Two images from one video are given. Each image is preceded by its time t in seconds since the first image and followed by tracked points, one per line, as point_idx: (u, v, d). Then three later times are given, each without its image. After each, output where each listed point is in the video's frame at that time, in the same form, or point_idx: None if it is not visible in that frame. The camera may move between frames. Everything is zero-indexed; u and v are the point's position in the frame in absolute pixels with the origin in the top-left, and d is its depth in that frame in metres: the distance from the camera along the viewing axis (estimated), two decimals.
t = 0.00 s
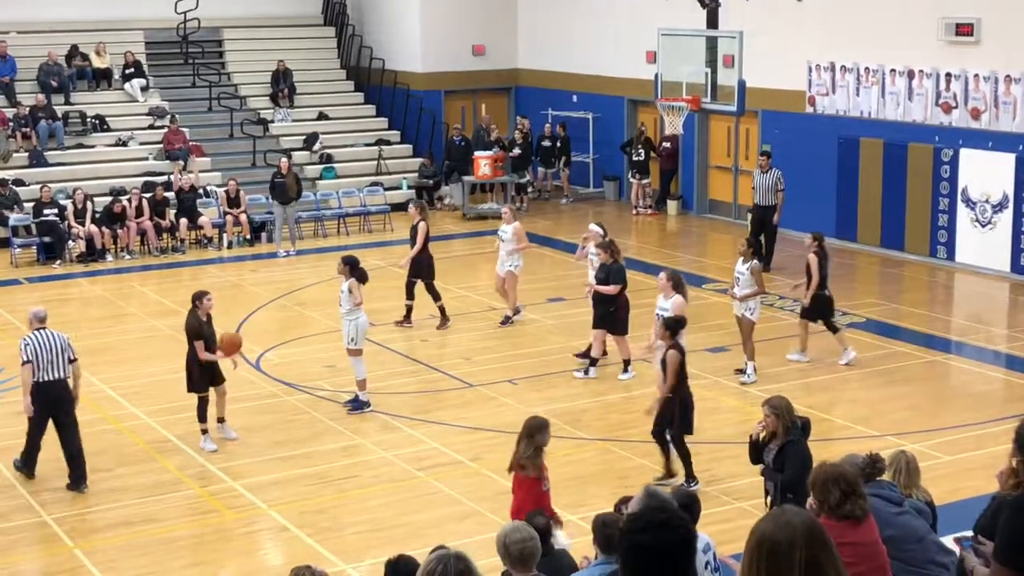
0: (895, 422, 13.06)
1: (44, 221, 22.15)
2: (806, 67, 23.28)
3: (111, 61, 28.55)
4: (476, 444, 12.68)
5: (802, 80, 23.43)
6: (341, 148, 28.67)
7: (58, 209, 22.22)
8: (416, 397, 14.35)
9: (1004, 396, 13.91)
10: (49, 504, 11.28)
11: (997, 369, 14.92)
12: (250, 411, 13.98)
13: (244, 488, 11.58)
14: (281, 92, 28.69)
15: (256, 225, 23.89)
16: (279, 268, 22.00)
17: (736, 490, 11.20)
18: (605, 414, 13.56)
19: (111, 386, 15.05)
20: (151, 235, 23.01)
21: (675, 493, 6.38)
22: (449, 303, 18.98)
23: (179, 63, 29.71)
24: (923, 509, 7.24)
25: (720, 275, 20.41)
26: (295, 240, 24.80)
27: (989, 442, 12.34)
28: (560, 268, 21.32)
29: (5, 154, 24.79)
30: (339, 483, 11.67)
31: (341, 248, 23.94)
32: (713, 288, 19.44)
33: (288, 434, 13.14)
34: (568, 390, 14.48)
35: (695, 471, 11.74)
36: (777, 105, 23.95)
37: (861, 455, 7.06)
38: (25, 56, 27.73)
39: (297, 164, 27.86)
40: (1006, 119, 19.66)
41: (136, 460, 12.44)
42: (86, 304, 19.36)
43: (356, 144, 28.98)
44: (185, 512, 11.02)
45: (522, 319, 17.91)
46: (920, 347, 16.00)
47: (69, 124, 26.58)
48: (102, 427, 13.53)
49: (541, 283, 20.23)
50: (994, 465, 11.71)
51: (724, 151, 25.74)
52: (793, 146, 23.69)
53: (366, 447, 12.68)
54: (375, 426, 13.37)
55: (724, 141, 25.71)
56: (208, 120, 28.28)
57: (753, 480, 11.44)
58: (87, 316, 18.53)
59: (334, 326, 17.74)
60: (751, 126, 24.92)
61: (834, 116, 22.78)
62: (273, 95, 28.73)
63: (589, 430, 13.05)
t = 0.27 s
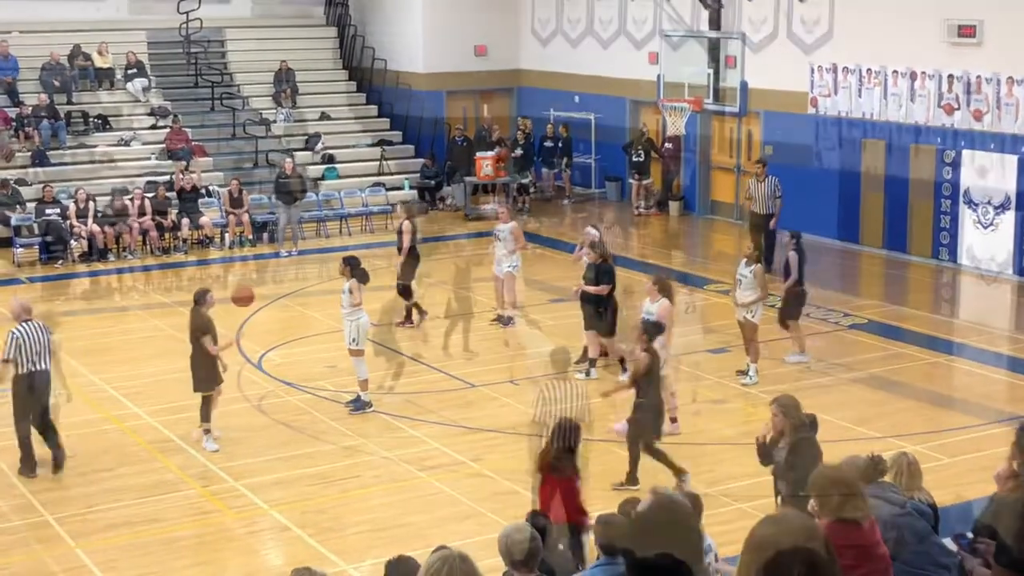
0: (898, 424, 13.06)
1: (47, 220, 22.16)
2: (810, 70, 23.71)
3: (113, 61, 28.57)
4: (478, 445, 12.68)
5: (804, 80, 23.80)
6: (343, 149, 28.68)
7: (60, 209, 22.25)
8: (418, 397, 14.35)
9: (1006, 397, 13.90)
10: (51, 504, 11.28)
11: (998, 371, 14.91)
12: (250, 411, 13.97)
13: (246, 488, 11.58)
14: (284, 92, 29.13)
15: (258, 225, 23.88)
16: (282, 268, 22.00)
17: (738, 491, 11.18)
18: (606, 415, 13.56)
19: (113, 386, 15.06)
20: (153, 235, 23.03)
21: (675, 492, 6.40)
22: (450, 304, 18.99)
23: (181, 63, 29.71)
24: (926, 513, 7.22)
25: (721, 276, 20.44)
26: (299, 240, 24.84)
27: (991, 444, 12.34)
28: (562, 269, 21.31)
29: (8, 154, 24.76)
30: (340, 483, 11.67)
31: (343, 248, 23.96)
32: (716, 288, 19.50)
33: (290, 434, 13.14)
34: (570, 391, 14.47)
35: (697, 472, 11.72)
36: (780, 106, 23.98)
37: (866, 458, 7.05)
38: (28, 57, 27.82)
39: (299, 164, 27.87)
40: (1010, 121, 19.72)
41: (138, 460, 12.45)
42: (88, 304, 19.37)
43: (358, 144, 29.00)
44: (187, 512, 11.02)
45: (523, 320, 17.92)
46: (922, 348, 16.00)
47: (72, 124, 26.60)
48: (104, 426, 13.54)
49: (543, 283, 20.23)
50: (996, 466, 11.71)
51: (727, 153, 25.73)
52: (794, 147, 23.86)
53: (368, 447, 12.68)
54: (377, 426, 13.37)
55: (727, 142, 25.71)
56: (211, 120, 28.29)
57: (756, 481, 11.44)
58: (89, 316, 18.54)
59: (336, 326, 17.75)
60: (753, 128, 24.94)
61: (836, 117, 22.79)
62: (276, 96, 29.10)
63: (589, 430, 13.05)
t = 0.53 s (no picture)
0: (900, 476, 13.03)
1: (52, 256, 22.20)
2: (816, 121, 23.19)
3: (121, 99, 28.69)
4: (478, 490, 12.66)
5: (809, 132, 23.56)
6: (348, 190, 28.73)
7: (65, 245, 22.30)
8: (420, 440, 14.33)
9: (1008, 451, 13.88)
10: (50, 541, 11.25)
11: (1001, 426, 14.89)
12: (250, 452, 13.95)
13: (247, 529, 11.54)
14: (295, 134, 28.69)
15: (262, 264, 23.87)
16: (284, 308, 22.01)
17: (740, 541, 11.15)
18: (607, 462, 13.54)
19: (114, 423, 15.06)
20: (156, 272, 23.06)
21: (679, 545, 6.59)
22: (453, 347, 19.01)
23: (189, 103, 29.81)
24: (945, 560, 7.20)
25: (724, 325, 20.46)
26: (303, 281, 24.85)
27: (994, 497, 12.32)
28: (565, 315, 21.32)
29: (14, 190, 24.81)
30: (340, 525, 11.65)
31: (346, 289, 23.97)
32: (719, 338, 19.52)
33: (290, 475, 13.12)
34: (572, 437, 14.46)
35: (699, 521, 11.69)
36: (785, 155, 24.08)
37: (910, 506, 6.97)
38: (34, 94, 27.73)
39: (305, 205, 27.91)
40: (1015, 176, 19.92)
41: (138, 499, 12.43)
42: (91, 341, 19.38)
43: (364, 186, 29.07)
44: (186, 551, 11.00)
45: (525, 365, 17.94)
46: (925, 400, 15.99)
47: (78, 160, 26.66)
48: (104, 464, 13.54)
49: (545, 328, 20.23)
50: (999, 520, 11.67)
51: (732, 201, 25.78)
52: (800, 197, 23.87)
53: (369, 490, 12.66)
54: (378, 468, 13.35)
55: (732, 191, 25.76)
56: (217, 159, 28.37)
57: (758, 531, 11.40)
58: (92, 353, 18.56)
59: (338, 368, 17.75)
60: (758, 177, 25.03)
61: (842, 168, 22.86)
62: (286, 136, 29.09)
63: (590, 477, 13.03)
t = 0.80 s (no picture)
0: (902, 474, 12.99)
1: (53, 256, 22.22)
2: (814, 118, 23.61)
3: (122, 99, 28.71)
4: (479, 489, 12.63)
5: (810, 129, 23.67)
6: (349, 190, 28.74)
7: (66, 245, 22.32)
8: (421, 439, 14.31)
9: (1011, 449, 13.85)
10: (50, 541, 11.22)
11: (1003, 424, 14.86)
12: (251, 452, 13.92)
13: (248, 529, 11.52)
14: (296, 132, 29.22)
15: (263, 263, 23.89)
16: (285, 307, 22.02)
17: (742, 539, 11.11)
18: (609, 461, 13.50)
19: (115, 423, 15.03)
20: (157, 272, 23.10)
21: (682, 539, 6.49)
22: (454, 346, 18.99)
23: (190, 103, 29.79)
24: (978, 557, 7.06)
25: (725, 322, 20.44)
26: (304, 279, 24.87)
27: (997, 496, 12.28)
28: (566, 313, 21.30)
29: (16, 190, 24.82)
30: (341, 525, 11.61)
31: (346, 288, 23.99)
32: (721, 334, 19.53)
33: (291, 475, 13.09)
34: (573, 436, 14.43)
35: (701, 519, 11.65)
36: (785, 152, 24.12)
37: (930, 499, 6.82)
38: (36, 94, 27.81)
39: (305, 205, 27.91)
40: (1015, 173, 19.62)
41: (138, 499, 12.40)
42: (92, 341, 19.38)
43: (365, 186, 29.10)
44: (186, 552, 10.96)
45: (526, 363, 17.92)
46: (927, 398, 15.96)
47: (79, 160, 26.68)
48: (104, 464, 13.51)
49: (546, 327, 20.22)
50: (1001, 518, 11.64)
51: (732, 200, 25.80)
52: (800, 195, 23.90)
53: (370, 489, 12.63)
54: (380, 468, 13.32)
55: (732, 189, 25.79)
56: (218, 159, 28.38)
57: (760, 530, 11.36)
58: (93, 353, 18.56)
59: (339, 367, 17.73)
60: (759, 176, 25.04)
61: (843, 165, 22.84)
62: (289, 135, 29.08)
63: (591, 476, 13.00)
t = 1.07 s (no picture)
0: (901, 470, 13.00)
1: (51, 256, 22.22)
2: (813, 114, 23.38)
3: (120, 98, 28.68)
4: (479, 487, 12.63)
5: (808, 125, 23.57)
6: (347, 188, 28.72)
7: (64, 245, 22.31)
8: (421, 438, 14.31)
9: (1010, 445, 13.85)
10: (50, 540, 11.22)
11: (1002, 420, 14.86)
12: (250, 450, 13.92)
13: (247, 528, 11.52)
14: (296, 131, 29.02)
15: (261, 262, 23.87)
16: (284, 306, 22.00)
17: (741, 536, 11.11)
18: (608, 458, 13.50)
19: (114, 423, 15.03)
20: (156, 271, 23.12)
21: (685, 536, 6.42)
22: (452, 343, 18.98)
23: (188, 102, 29.77)
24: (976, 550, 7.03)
25: (724, 320, 20.45)
26: (303, 278, 24.86)
27: (997, 492, 12.28)
28: (565, 311, 21.29)
29: (14, 191, 24.80)
30: (340, 523, 11.61)
31: (344, 287, 23.97)
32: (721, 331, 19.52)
33: (291, 473, 13.10)
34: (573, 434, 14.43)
35: (700, 516, 11.66)
36: (782, 149, 24.10)
37: (928, 493, 6.78)
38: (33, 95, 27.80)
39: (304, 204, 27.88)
40: (1013, 170, 19.72)
41: (138, 498, 12.40)
42: (91, 340, 19.37)
43: (363, 184, 29.09)
44: (186, 550, 10.96)
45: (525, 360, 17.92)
46: (926, 395, 15.96)
47: (77, 160, 26.66)
48: (103, 463, 13.51)
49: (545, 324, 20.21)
50: (1000, 515, 11.64)
51: (730, 197, 25.79)
52: (798, 191, 23.84)
53: (369, 487, 12.63)
54: (379, 466, 13.32)
55: (731, 186, 25.76)
56: (216, 158, 28.36)
57: (760, 526, 11.37)
58: (92, 352, 18.55)
59: (338, 366, 17.72)
60: (757, 173, 25.01)
61: (841, 162, 22.82)
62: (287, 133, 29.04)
63: (591, 473, 13.00)
